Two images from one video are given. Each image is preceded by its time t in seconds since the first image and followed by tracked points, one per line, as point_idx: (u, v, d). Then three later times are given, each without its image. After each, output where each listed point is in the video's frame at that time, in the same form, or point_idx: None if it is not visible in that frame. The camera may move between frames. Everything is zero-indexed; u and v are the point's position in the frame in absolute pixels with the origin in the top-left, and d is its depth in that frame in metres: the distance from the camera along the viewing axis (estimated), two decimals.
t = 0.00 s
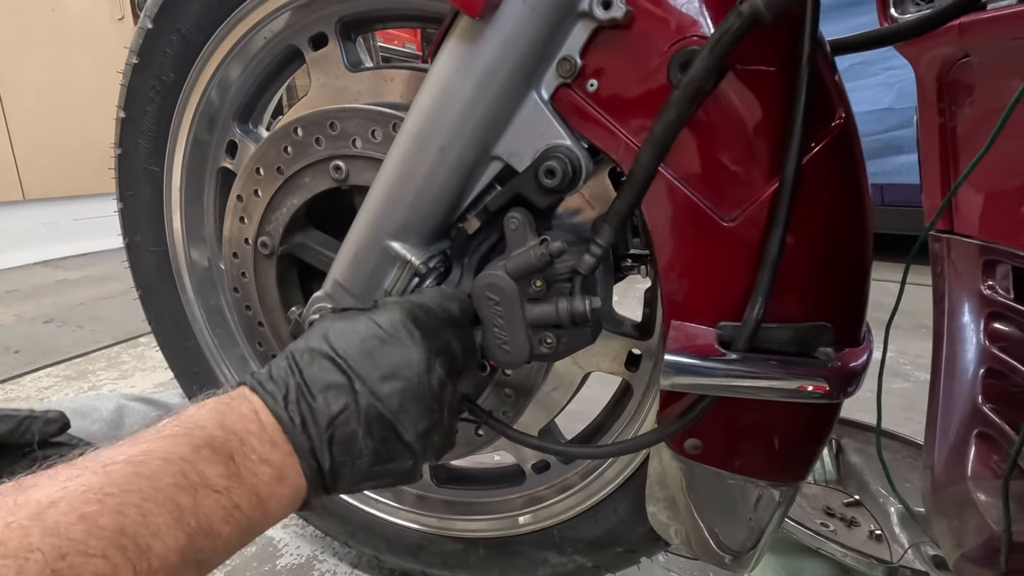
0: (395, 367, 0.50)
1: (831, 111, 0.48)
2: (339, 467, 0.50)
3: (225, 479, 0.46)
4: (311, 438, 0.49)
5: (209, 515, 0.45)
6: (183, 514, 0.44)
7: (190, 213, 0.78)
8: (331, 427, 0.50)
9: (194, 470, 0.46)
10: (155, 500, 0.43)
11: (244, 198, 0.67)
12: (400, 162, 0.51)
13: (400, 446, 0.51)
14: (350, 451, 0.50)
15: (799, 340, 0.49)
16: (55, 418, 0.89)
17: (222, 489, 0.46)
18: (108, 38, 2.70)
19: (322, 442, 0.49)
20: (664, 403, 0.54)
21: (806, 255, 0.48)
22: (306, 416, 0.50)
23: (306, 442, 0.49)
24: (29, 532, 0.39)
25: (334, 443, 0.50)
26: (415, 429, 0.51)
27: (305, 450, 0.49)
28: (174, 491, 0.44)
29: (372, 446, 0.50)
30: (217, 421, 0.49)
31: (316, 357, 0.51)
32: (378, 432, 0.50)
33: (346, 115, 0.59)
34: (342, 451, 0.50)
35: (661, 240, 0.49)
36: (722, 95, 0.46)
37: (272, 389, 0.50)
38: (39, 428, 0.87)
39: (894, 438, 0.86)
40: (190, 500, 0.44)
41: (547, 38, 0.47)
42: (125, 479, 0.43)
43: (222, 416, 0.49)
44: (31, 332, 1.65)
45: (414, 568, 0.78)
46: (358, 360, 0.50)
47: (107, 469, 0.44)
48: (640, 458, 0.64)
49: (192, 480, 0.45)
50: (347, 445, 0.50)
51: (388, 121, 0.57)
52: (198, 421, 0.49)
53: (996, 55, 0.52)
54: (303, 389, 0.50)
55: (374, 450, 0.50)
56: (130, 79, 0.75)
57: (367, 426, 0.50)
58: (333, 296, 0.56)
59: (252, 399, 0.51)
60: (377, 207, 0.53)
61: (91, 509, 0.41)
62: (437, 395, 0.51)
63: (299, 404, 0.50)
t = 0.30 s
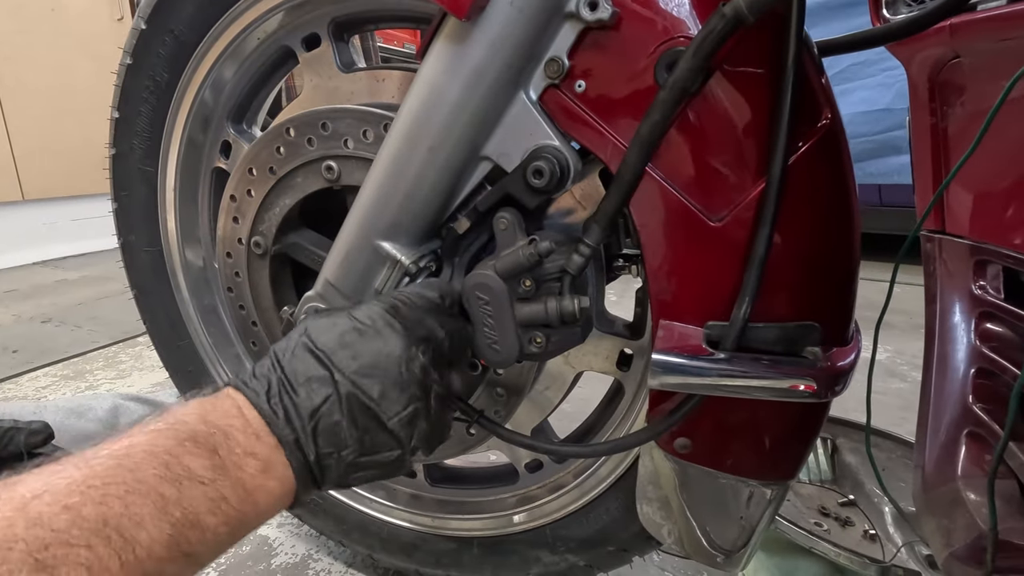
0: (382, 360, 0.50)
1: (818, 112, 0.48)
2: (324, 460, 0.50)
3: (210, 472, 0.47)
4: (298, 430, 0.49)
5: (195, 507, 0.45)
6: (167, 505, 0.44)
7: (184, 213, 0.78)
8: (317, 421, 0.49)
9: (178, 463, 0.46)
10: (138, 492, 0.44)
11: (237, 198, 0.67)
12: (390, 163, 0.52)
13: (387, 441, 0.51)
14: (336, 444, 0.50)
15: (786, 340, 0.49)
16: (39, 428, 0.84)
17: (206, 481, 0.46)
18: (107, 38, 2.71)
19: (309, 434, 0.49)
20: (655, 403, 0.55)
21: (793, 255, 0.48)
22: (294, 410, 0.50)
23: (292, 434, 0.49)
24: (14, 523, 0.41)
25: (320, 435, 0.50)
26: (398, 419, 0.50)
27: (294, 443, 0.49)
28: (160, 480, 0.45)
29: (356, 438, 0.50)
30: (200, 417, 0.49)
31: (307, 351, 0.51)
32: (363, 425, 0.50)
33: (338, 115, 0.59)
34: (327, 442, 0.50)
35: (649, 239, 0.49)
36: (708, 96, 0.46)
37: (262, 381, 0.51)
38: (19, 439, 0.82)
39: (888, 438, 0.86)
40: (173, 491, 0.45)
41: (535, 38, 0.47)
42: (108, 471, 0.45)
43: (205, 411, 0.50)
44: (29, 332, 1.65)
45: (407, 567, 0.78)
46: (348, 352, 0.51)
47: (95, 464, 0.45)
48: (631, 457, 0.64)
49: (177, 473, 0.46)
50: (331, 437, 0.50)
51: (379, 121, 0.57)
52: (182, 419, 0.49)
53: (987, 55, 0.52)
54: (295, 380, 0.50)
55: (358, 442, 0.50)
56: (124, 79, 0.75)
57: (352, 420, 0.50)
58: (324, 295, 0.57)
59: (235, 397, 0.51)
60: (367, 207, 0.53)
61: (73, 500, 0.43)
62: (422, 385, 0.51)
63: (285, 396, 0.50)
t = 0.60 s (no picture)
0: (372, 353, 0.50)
1: (813, 112, 0.48)
2: (329, 454, 0.49)
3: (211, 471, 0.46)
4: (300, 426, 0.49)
5: (200, 506, 0.45)
6: (170, 506, 0.44)
7: (183, 213, 0.78)
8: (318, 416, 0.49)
9: (180, 465, 0.46)
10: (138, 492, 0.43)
11: (235, 197, 0.67)
12: (386, 162, 0.52)
13: (391, 427, 0.50)
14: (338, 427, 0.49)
15: (782, 339, 0.49)
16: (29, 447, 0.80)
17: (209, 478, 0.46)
18: (107, 38, 2.71)
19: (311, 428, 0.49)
20: (651, 402, 0.55)
21: (789, 254, 0.48)
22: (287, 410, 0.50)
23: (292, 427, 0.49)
24: (15, 529, 0.40)
25: (321, 429, 0.49)
26: (398, 403, 0.50)
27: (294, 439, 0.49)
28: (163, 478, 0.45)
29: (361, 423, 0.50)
30: (200, 422, 0.49)
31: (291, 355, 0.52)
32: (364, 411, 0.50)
33: (334, 114, 0.59)
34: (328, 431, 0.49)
35: (645, 238, 0.49)
36: (704, 95, 0.46)
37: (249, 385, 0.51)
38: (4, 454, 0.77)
39: (885, 437, 0.86)
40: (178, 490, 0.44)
41: (530, 38, 0.47)
42: (110, 476, 0.44)
43: (203, 417, 0.50)
44: (29, 332, 1.65)
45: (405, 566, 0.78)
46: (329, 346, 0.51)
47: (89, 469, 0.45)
48: (628, 456, 0.64)
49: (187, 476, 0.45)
50: (334, 426, 0.49)
51: (376, 121, 0.57)
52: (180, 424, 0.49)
53: (984, 54, 0.52)
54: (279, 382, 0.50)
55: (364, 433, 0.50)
56: (122, 79, 0.75)
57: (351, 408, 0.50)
58: (321, 295, 0.57)
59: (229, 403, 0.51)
60: (363, 207, 0.53)
61: (76, 505, 0.42)
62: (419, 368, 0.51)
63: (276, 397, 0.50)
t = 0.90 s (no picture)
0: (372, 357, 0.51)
1: (815, 112, 0.48)
2: (331, 463, 0.50)
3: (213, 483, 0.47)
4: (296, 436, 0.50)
5: (202, 517, 0.45)
6: (174, 517, 0.44)
7: (185, 213, 0.79)
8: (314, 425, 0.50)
9: (181, 475, 0.46)
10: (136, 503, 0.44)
11: (238, 198, 0.68)
12: (389, 163, 0.52)
13: (392, 438, 0.51)
14: (337, 435, 0.50)
15: (785, 340, 0.49)
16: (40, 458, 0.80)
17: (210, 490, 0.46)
18: (108, 39, 2.71)
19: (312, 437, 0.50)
20: (653, 403, 0.55)
21: (791, 255, 0.48)
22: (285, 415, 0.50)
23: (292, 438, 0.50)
24: (18, 542, 0.40)
25: (323, 438, 0.50)
26: (400, 416, 0.51)
27: (292, 446, 0.49)
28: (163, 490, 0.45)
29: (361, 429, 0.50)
30: (202, 430, 0.50)
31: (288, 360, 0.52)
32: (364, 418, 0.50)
33: (337, 115, 0.59)
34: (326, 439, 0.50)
35: (647, 239, 0.50)
36: (706, 96, 0.46)
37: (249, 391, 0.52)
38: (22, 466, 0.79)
39: (887, 438, 0.86)
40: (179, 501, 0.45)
41: (533, 39, 0.47)
42: (114, 486, 0.45)
43: (206, 425, 0.50)
44: (31, 332, 1.65)
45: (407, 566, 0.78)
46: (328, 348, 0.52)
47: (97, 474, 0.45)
48: (631, 457, 0.64)
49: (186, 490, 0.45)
50: (334, 435, 0.50)
51: (378, 122, 0.58)
52: (183, 433, 0.50)
53: (986, 55, 0.52)
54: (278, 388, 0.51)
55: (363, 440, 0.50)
56: (125, 80, 0.75)
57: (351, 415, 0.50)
58: (324, 296, 0.57)
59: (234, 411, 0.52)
60: (366, 208, 0.53)
61: (78, 516, 0.42)
62: (422, 382, 0.52)
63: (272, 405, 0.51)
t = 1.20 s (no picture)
0: (381, 360, 0.50)
1: (820, 109, 0.48)
2: (328, 463, 0.50)
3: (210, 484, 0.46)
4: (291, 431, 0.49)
5: (197, 516, 0.45)
6: (167, 517, 0.44)
7: (186, 212, 0.78)
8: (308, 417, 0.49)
9: (177, 474, 0.46)
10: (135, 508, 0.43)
11: (238, 197, 0.67)
12: (391, 161, 0.52)
13: (392, 442, 0.51)
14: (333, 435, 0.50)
15: (789, 339, 0.49)
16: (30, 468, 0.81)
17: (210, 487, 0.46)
18: (109, 39, 2.71)
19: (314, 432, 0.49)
20: (655, 403, 0.54)
21: (795, 253, 0.48)
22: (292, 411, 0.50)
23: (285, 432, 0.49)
24: (10, 543, 0.40)
25: (323, 438, 0.49)
26: (403, 421, 0.50)
27: (289, 444, 0.49)
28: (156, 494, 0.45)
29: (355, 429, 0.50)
30: (198, 425, 0.49)
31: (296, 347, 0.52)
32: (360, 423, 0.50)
33: (338, 113, 0.59)
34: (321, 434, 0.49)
35: (650, 238, 0.49)
36: (710, 94, 0.46)
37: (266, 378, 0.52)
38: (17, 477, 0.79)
39: (891, 438, 0.85)
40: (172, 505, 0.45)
41: (536, 36, 0.47)
42: (109, 484, 0.44)
43: (203, 419, 0.49)
44: (32, 332, 1.65)
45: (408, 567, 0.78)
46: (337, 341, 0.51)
47: (85, 476, 0.45)
48: (633, 457, 0.64)
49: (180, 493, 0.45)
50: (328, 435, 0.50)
51: (380, 120, 0.57)
52: (182, 429, 0.48)
53: (990, 53, 0.52)
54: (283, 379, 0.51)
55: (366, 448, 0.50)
56: (126, 78, 0.75)
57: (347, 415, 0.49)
58: (325, 294, 0.57)
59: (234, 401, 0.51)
60: (367, 206, 0.53)
61: (70, 518, 0.42)
62: (426, 388, 0.51)
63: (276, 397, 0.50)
